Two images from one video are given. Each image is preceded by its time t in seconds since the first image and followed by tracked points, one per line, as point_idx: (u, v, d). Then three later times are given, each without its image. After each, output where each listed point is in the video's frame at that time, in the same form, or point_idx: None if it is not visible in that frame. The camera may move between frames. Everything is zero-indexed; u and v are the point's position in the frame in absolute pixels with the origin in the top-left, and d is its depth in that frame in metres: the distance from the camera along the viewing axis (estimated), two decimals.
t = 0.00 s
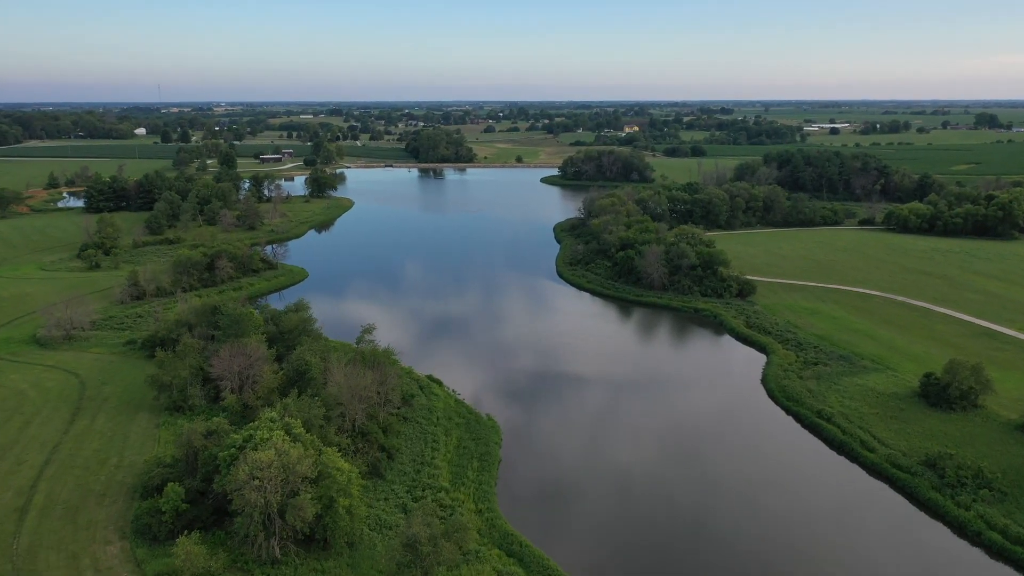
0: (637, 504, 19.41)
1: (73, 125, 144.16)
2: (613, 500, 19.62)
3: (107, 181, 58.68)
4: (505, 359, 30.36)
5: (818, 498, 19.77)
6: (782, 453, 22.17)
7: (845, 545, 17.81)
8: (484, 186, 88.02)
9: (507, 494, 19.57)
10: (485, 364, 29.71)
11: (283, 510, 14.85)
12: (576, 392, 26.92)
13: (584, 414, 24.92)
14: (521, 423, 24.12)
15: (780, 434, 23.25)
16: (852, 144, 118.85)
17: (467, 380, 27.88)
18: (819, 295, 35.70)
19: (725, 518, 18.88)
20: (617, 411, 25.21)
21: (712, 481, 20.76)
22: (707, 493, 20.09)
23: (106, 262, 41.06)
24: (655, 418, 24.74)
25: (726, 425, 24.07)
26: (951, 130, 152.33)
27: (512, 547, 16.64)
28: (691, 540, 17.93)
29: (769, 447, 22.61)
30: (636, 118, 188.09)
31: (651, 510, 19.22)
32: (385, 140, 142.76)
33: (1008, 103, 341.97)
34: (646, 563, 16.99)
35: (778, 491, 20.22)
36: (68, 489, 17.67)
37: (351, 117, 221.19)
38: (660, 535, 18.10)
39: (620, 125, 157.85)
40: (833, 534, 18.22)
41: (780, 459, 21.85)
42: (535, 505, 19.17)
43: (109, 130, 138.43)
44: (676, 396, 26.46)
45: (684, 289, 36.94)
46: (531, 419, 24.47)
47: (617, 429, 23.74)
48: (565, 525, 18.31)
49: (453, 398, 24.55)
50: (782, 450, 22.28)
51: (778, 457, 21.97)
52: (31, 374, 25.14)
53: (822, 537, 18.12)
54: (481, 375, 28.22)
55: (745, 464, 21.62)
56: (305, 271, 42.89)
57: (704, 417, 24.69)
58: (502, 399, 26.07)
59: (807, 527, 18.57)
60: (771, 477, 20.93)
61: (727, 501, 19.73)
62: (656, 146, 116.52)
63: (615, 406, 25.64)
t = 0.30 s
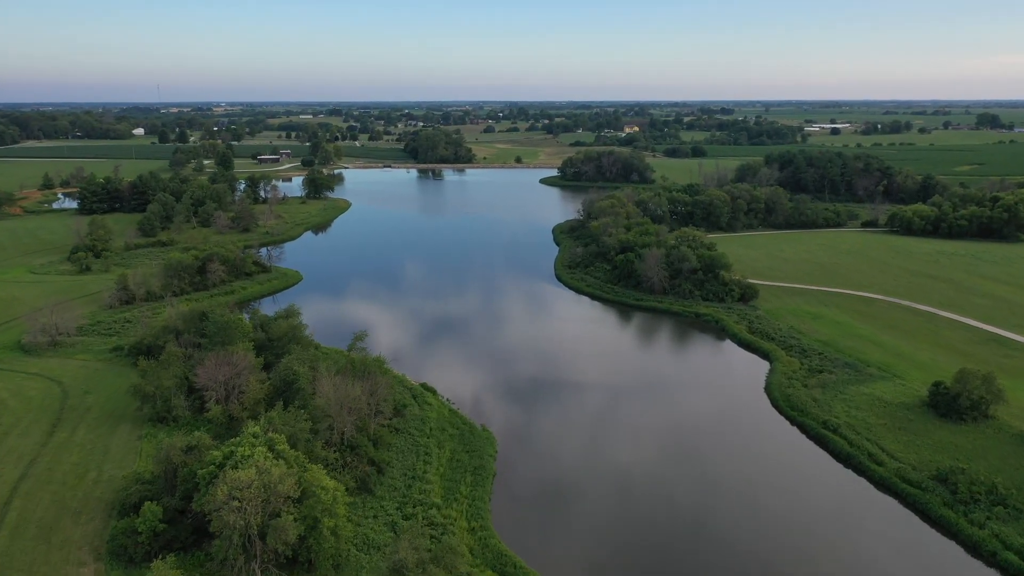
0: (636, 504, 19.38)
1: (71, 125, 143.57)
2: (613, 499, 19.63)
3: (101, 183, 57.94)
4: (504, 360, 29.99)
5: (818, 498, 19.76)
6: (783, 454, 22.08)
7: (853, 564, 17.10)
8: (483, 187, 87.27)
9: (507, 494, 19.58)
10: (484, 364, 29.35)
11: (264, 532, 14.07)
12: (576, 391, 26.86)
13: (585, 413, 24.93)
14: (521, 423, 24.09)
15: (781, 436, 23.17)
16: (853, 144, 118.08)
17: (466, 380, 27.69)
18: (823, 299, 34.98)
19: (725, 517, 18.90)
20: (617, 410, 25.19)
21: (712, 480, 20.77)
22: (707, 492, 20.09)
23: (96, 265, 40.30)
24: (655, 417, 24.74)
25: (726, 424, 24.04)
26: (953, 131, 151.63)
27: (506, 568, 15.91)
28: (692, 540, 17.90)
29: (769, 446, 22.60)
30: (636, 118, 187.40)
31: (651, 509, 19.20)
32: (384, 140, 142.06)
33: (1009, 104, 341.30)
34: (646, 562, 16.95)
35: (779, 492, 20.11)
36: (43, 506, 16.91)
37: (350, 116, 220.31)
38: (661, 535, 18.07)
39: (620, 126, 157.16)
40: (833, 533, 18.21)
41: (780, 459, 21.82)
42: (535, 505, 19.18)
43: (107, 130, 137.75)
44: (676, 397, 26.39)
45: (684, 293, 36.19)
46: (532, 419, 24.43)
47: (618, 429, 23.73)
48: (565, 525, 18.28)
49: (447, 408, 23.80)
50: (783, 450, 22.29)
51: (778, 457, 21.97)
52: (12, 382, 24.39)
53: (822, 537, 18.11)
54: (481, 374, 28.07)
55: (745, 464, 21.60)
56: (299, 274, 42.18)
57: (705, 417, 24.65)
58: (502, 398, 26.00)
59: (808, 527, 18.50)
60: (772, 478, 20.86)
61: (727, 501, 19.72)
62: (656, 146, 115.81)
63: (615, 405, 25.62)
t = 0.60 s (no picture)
0: (636, 504, 19.38)
1: (69, 125, 142.82)
2: (613, 498, 19.67)
3: (94, 184, 57.20)
4: (503, 362, 29.69)
5: (818, 498, 19.77)
6: (785, 458, 21.85)
7: None
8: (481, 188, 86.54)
9: (507, 494, 19.59)
10: (484, 365, 29.14)
11: (244, 556, 13.29)
12: (577, 391, 26.83)
13: (585, 412, 24.97)
14: (522, 423, 24.09)
15: (783, 440, 22.95)
16: (854, 145, 117.37)
17: (466, 381, 27.56)
18: (828, 304, 34.26)
19: (725, 517, 18.90)
20: (617, 409, 25.21)
21: (711, 480, 20.78)
22: (707, 493, 20.09)
23: (87, 268, 39.49)
24: (655, 416, 24.75)
25: (726, 425, 24.02)
26: (954, 131, 150.86)
27: None
28: (692, 540, 17.89)
29: (769, 447, 22.58)
30: (636, 118, 186.62)
31: (651, 509, 19.21)
32: (382, 140, 141.30)
33: (1010, 103, 340.92)
34: (645, 562, 16.95)
35: (781, 496, 19.96)
36: (16, 526, 16.16)
37: (351, 116, 219.86)
38: (661, 534, 18.08)
39: (620, 126, 156.48)
40: (833, 535, 18.17)
41: (781, 460, 21.78)
42: (535, 505, 19.19)
43: (104, 130, 137.01)
44: (676, 397, 26.34)
45: (686, 298, 35.39)
46: (532, 419, 24.43)
47: (618, 428, 23.75)
48: (565, 524, 18.31)
49: (441, 417, 23.06)
50: (783, 451, 22.27)
51: (779, 458, 21.92)
52: None
53: (822, 538, 18.10)
54: (481, 375, 27.96)
55: (745, 465, 21.58)
56: (293, 278, 41.45)
57: (705, 417, 24.62)
58: (502, 398, 26.01)
59: (809, 535, 18.23)
60: (773, 482, 20.68)
61: (727, 501, 19.70)
62: (657, 147, 115.10)
63: (615, 405, 25.63)
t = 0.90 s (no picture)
0: (636, 506, 19.41)
1: (67, 126, 142.11)
2: (612, 499, 19.76)
3: (88, 187, 56.50)
4: (502, 367, 29.46)
5: (819, 503, 19.59)
6: (787, 466, 21.54)
7: None
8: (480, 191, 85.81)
9: (506, 496, 19.63)
10: (483, 368, 29.03)
11: None
12: (577, 395, 26.82)
13: (585, 414, 25.09)
14: (522, 425, 24.14)
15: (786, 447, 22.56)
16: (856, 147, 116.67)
17: (465, 385, 27.50)
18: (832, 310, 33.51)
19: (725, 521, 18.85)
20: (618, 412, 25.29)
21: (711, 482, 20.78)
22: (707, 496, 20.04)
23: (77, 273, 38.77)
24: (654, 420, 24.77)
25: (726, 427, 24.06)
26: (956, 133, 150.07)
27: None
28: (692, 543, 17.88)
29: (770, 451, 22.47)
30: (636, 121, 185.94)
31: (650, 511, 19.24)
32: (382, 143, 140.65)
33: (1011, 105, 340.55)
34: (645, 566, 16.94)
35: (783, 504, 19.68)
36: None
37: (350, 118, 219.27)
38: (660, 536, 18.12)
39: (620, 128, 155.83)
40: (838, 544, 17.85)
41: (782, 465, 21.60)
42: (535, 507, 19.26)
43: (102, 133, 136.42)
44: (676, 401, 26.32)
45: (687, 304, 34.64)
46: (532, 421, 24.47)
47: (618, 431, 23.79)
48: (565, 525, 18.38)
49: (436, 430, 22.33)
50: (784, 455, 22.13)
51: (781, 462, 21.77)
52: None
53: (825, 545, 17.90)
54: (481, 378, 27.95)
55: (745, 469, 21.49)
56: (287, 283, 40.72)
57: (705, 421, 24.57)
58: (503, 400, 26.08)
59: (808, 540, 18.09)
60: (775, 490, 20.38)
61: (728, 505, 19.60)
62: (657, 149, 114.39)
63: (615, 408, 25.68)
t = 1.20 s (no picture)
0: (636, 518, 19.38)
1: (66, 139, 142.22)
2: (612, 512, 19.76)
3: (82, 200, 55.97)
4: (502, 381, 29.34)
5: (822, 520, 19.30)
6: (790, 484, 21.21)
7: None
8: (479, 204, 85.38)
9: (507, 509, 19.61)
10: (483, 381, 29.02)
11: None
12: (577, 408, 26.80)
13: (585, 428, 25.05)
14: (521, 437, 24.17)
15: (792, 469, 22.00)
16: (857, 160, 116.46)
17: (465, 398, 27.45)
18: (838, 327, 32.79)
19: (725, 535, 18.75)
20: (618, 424, 25.34)
21: (711, 495, 20.72)
22: (707, 509, 19.95)
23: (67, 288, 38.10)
24: (655, 432, 24.74)
25: (726, 438, 24.07)
26: (956, 146, 150.22)
27: None
28: (692, 557, 17.79)
29: (771, 466, 22.29)
30: (636, 133, 185.87)
31: (651, 524, 19.19)
32: (382, 155, 140.63)
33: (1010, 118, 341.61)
34: None
35: (788, 527, 19.15)
36: None
37: (350, 130, 219.48)
38: (659, 549, 18.08)
39: (620, 141, 155.92)
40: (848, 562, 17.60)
41: (784, 481, 21.40)
42: (535, 519, 19.21)
43: (102, 145, 136.56)
44: (677, 414, 26.25)
45: (689, 321, 33.91)
46: (532, 433, 24.50)
47: (618, 444, 23.77)
48: (564, 538, 18.35)
49: (429, 454, 21.53)
50: (787, 471, 21.92)
51: (783, 478, 21.56)
52: None
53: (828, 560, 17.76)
54: (481, 392, 27.89)
55: (747, 484, 21.38)
56: (281, 298, 40.01)
57: (706, 435, 24.50)
58: (503, 413, 26.06)
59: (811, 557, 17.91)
60: (778, 510, 20.00)
61: (728, 518, 19.51)
62: (658, 162, 114.12)
63: (615, 421, 25.67)
